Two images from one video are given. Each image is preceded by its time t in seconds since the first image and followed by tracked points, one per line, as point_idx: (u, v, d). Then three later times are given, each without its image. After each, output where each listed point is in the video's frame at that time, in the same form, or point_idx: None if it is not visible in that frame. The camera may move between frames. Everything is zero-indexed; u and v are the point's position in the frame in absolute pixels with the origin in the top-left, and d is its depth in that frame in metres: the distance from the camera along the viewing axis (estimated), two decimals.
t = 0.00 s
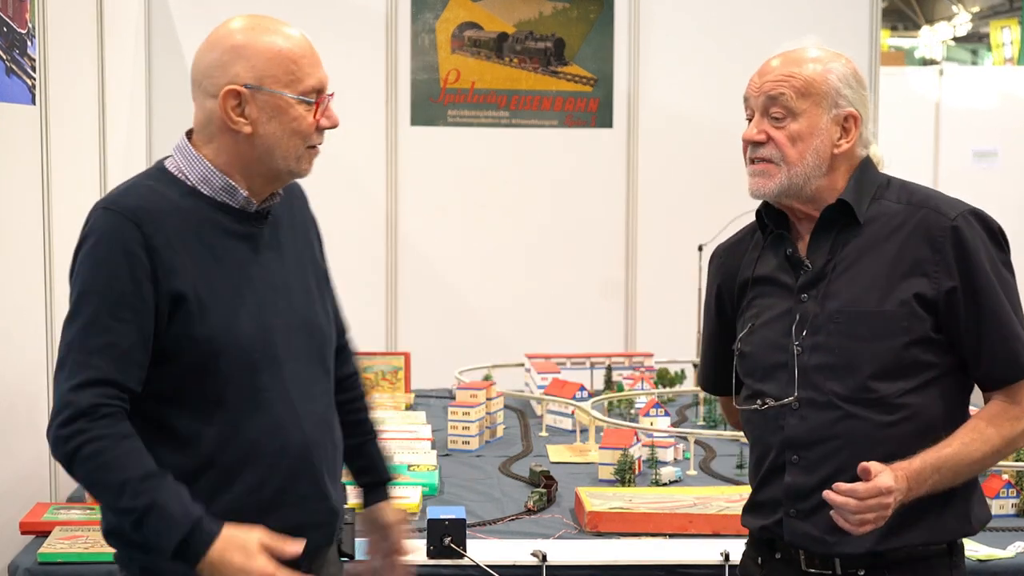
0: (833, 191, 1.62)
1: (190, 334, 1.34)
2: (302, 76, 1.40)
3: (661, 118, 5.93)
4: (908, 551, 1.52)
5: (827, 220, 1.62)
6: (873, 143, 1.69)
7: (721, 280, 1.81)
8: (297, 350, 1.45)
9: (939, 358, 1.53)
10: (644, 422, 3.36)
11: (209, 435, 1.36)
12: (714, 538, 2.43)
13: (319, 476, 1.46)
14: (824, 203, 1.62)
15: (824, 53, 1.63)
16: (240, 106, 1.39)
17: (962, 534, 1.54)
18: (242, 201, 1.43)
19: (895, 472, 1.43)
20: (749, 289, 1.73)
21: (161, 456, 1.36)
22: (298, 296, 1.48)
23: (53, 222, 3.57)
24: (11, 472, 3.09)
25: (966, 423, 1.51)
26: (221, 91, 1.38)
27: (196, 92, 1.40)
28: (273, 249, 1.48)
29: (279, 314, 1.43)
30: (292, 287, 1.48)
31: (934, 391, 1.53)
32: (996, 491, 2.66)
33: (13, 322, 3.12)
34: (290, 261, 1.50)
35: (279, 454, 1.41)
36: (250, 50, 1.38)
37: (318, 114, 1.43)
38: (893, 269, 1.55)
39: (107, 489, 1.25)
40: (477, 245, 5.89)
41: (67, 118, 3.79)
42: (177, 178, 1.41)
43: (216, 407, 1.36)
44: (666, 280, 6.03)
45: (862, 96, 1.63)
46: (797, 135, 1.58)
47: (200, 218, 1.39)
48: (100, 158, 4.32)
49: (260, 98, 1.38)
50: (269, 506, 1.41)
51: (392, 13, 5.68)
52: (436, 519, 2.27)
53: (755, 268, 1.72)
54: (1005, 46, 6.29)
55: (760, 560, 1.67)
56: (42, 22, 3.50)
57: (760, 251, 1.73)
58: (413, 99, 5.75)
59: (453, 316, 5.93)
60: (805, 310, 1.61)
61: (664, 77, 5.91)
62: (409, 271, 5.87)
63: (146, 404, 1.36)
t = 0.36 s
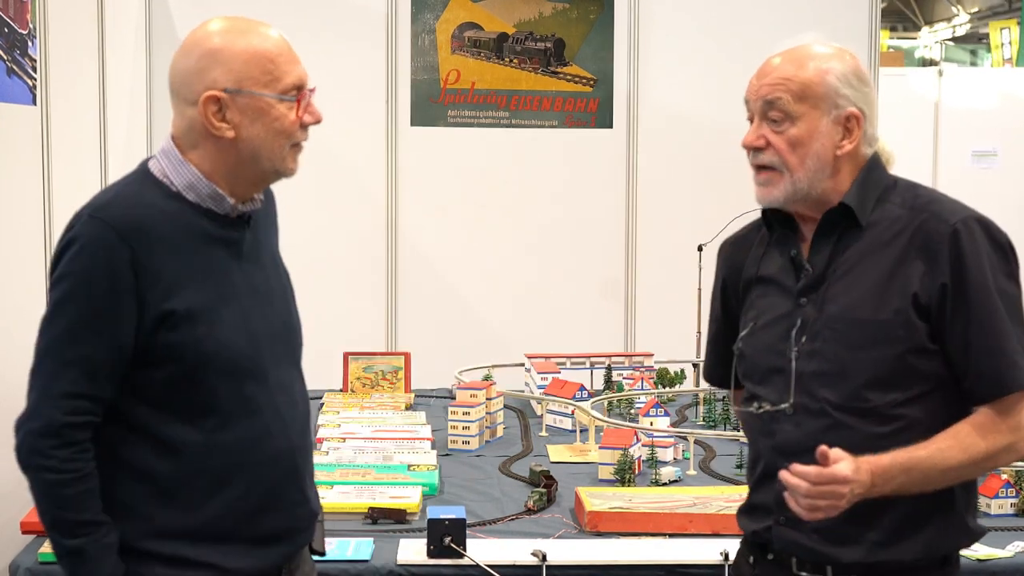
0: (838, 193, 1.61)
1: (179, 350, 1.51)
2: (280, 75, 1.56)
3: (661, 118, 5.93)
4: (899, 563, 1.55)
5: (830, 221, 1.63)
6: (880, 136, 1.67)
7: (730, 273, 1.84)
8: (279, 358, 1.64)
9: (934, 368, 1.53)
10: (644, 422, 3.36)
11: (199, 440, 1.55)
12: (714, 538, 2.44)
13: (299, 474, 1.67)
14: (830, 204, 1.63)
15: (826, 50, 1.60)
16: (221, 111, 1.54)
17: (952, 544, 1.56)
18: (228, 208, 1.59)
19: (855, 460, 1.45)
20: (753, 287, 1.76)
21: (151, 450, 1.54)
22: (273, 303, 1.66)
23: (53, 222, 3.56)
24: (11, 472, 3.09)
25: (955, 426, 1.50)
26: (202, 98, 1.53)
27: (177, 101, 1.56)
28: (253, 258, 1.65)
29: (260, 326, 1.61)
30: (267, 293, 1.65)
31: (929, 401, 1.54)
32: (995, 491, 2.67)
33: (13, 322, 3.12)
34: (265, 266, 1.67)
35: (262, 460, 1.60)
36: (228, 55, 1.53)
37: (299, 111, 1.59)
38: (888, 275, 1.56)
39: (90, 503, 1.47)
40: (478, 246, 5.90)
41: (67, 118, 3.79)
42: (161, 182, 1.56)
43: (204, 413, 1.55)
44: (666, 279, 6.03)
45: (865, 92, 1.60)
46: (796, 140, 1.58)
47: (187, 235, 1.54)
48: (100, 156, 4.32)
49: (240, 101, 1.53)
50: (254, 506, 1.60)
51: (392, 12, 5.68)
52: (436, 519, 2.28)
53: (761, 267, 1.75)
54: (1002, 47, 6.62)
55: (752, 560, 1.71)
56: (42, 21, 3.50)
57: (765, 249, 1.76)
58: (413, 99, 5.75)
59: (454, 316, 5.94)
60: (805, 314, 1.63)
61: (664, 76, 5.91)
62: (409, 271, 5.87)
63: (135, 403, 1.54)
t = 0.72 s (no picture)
0: (815, 190, 1.69)
1: (167, 352, 1.52)
2: (282, 93, 1.54)
3: (661, 117, 5.92)
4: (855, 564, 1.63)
5: (806, 218, 1.71)
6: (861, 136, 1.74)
7: (706, 259, 1.92)
8: (268, 358, 1.65)
9: (899, 371, 1.61)
10: (644, 422, 3.36)
11: (189, 442, 1.55)
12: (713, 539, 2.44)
13: (290, 474, 1.67)
14: (808, 200, 1.70)
15: (809, 49, 1.68)
16: (217, 114, 1.53)
17: (909, 547, 1.63)
18: (214, 208, 1.58)
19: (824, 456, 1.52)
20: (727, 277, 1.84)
21: (140, 453, 1.54)
22: (262, 303, 1.66)
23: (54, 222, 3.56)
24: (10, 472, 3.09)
25: (922, 431, 1.57)
26: (200, 97, 1.52)
27: (177, 92, 1.55)
28: (241, 259, 1.65)
29: (247, 326, 1.61)
30: (256, 294, 1.66)
31: (891, 404, 1.62)
32: (995, 491, 2.66)
33: (12, 322, 3.12)
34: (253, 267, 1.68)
35: (253, 461, 1.60)
36: (238, 62, 1.52)
37: (292, 132, 1.57)
38: (859, 278, 1.64)
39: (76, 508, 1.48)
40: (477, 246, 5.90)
41: (67, 118, 3.79)
42: (145, 185, 1.57)
43: (193, 414, 1.55)
44: (666, 279, 6.03)
45: (847, 91, 1.68)
46: (778, 136, 1.65)
47: (173, 236, 1.54)
48: (100, 157, 4.32)
49: (237, 110, 1.52)
50: (245, 507, 1.61)
51: (392, 12, 5.68)
52: (436, 519, 2.28)
53: (737, 258, 1.82)
54: (1004, 47, 6.60)
55: (716, 558, 1.80)
56: (42, 22, 3.50)
57: (742, 242, 1.83)
58: (413, 99, 5.75)
59: (454, 316, 5.94)
60: (775, 309, 1.71)
61: (665, 76, 5.90)
62: (409, 271, 5.87)
63: (122, 406, 1.54)
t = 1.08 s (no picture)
0: (782, 187, 1.70)
1: (180, 344, 1.52)
2: (341, 150, 1.59)
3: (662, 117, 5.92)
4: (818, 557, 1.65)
5: (770, 215, 1.73)
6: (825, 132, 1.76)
7: (681, 259, 1.98)
8: (264, 363, 1.67)
9: (859, 365, 1.62)
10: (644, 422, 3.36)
11: (191, 438, 1.55)
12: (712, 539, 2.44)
13: (283, 477, 1.68)
14: (775, 197, 1.71)
15: (776, 48, 1.67)
16: (280, 142, 1.55)
17: (869, 542, 1.64)
18: (236, 214, 1.60)
19: (754, 425, 1.54)
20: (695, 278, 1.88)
21: (141, 446, 1.54)
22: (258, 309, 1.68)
23: (53, 221, 3.56)
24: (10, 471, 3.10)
25: (876, 417, 1.57)
26: (275, 120, 1.54)
27: (252, 99, 1.56)
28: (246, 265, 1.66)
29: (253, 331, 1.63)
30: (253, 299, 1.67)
31: (853, 398, 1.63)
32: (995, 491, 2.66)
33: (12, 321, 3.12)
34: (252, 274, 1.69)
35: (250, 460, 1.61)
36: (322, 105, 1.56)
37: (328, 187, 1.62)
38: (819, 272, 1.65)
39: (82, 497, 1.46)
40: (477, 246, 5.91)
41: (66, 118, 3.78)
42: (172, 180, 1.57)
43: (197, 410, 1.56)
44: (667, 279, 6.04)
45: (814, 88, 1.68)
46: (751, 135, 1.64)
47: (195, 230, 1.54)
48: (100, 158, 4.32)
49: (300, 147, 1.55)
50: (240, 506, 1.61)
51: (392, 12, 5.68)
52: (436, 519, 2.28)
53: (704, 260, 1.87)
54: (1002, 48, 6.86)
55: (682, 557, 1.81)
56: (42, 22, 3.50)
57: (711, 243, 1.87)
58: (413, 99, 5.75)
59: (454, 316, 5.94)
60: (737, 304, 1.74)
61: (666, 76, 5.90)
62: (409, 271, 5.87)
63: (129, 397, 1.53)
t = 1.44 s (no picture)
0: (752, 187, 1.72)
1: (189, 342, 1.52)
2: (352, 159, 1.61)
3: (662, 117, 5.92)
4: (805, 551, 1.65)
5: (741, 215, 1.75)
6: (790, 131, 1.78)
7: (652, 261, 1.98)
8: (266, 365, 1.68)
9: (833, 359, 1.64)
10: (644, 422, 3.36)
11: (192, 437, 1.55)
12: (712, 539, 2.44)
13: (281, 478, 1.69)
14: (744, 197, 1.73)
15: (742, 51, 1.70)
16: (294, 150, 1.57)
17: (853, 532, 1.65)
18: (245, 217, 1.60)
19: (720, 423, 1.55)
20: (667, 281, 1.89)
21: (144, 444, 1.53)
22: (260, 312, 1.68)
23: (53, 221, 3.56)
24: (11, 470, 3.10)
25: (851, 411, 1.59)
26: (291, 128, 1.55)
27: (268, 105, 1.58)
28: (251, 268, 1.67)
29: (257, 334, 1.64)
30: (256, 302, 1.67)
31: (831, 391, 1.65)
32: (996, 491, 2.66)
33: (12, 321, 3.12)
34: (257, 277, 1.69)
35: (251, 460, 1.62)
36: (336, 114, 1.58)
37: (337, 195, 1.64)
38: (792, 267, 1.67)
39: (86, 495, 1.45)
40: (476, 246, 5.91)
41: (66, 118, 3.78)
42: (182, 178, 1.57)
43: (202, 408, 1.56)
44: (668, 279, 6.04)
45: (778, 88, 1.71)
46: (723, 138, 1.66)
47: (208, 229, 1.55)
48: (100, 158, 4.31)
49: (313, 154, 1.57)
50: (241, 507, 1.62)
51: (392, 13, 5.68)
52: (436, 519, 2.28)
53: (677, 264, 1.88)
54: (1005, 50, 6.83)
55: (669, 557, 1.81)
56: (42, 22, 3.50)
57: (684, 247, 1.88)
58: (413, 99, 5.74)
59: (455, 317, 5.94)
60: (712, 304, 1.75)
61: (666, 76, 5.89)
62: (409, 271, 5.87)
63: (134, 395, 1.52)
